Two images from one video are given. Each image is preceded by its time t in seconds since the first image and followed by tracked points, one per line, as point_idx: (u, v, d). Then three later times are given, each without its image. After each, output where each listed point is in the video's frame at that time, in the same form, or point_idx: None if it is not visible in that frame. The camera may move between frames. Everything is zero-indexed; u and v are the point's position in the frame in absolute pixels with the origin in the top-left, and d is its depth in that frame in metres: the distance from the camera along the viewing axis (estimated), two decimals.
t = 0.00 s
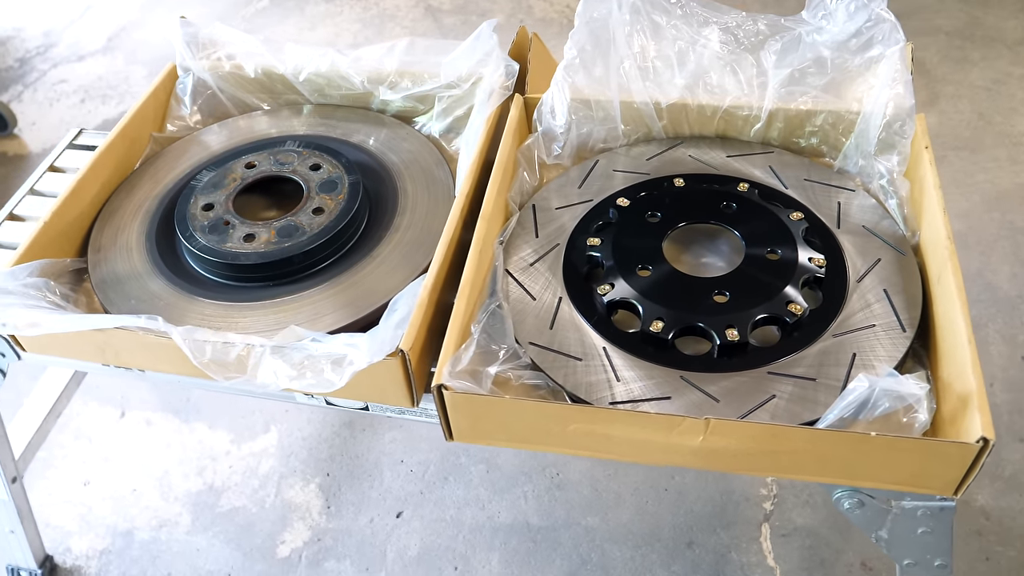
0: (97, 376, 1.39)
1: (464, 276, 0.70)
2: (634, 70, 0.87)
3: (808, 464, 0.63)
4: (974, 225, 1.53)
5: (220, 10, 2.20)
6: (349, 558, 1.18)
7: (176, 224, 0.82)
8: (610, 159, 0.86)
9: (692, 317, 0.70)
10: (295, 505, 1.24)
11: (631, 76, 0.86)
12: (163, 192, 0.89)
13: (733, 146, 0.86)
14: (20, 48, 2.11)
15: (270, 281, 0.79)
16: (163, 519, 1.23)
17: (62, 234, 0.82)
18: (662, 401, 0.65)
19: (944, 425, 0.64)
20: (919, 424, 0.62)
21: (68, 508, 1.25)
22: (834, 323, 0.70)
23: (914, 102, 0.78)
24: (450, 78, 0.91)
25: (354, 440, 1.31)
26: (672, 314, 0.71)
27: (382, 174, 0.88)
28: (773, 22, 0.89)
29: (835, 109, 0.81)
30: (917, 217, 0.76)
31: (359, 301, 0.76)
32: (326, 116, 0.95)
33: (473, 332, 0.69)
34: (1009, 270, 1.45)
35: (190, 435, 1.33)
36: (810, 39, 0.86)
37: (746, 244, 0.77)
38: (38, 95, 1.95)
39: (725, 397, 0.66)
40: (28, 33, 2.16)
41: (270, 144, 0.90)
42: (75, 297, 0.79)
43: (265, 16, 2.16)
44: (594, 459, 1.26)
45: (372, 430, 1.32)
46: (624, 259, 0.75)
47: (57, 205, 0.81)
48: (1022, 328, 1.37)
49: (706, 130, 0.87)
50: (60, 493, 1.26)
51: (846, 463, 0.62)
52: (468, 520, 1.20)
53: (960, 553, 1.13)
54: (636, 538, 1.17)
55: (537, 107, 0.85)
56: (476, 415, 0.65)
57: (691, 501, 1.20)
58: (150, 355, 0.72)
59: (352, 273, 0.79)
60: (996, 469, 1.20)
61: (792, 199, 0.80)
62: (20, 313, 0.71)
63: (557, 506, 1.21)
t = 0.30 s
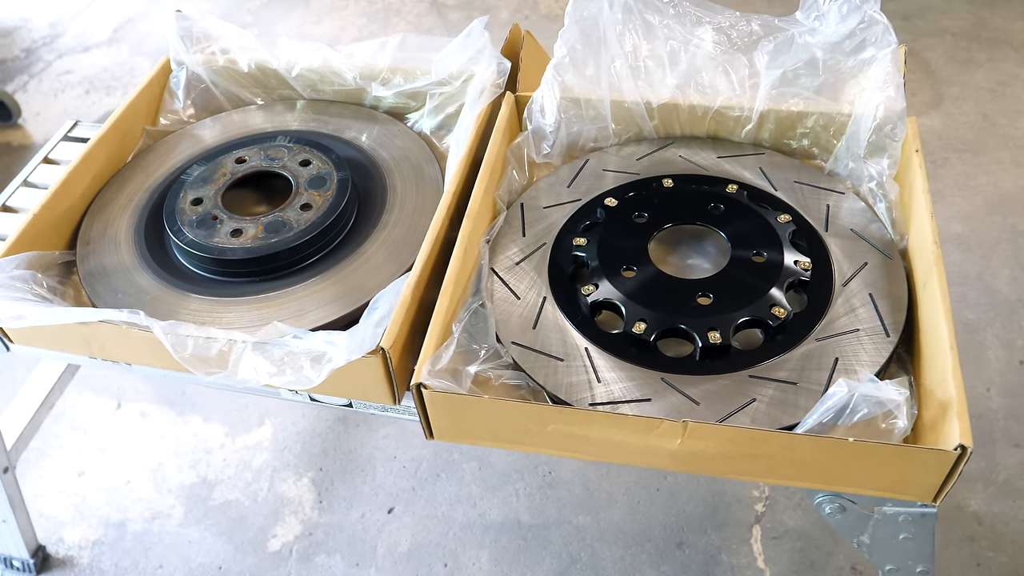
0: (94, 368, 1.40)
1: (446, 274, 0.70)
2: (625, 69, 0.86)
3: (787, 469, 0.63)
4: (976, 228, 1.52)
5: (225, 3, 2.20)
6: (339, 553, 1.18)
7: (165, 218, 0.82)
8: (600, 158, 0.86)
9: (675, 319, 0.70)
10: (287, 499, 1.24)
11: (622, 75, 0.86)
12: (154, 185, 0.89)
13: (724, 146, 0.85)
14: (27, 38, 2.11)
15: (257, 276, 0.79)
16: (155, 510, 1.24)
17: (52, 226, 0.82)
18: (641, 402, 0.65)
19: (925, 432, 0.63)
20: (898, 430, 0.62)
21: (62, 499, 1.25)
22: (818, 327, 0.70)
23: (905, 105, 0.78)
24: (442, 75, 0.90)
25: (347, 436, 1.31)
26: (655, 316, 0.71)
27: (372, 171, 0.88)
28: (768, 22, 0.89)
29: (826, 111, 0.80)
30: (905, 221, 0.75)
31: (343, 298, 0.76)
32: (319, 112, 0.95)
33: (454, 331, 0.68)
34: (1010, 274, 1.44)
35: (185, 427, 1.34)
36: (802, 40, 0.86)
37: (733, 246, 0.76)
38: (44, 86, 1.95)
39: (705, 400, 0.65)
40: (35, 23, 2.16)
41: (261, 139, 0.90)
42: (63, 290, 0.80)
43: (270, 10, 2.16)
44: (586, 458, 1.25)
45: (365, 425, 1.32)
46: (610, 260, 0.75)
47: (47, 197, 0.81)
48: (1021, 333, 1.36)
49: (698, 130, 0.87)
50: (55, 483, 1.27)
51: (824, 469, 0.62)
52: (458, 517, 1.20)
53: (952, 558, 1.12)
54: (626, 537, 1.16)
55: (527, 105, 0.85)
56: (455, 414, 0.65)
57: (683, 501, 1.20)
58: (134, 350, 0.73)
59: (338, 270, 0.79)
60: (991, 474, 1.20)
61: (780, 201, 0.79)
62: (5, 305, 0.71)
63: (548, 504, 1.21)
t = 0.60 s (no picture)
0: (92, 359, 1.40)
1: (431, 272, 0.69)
2: (617, 68, 0.86)
3: (767, 472, 0.62)
4: (978, 230, 1.50)
5: None
6: (331, 547, 1.18)
7: (155, 212, 0.82)
8: (591, 157, 0.86)
9: (659, 320, 0.70)
10: (281, 493, 1.25)
11: (614, 74, 0.86)
12: (146, 179, 0.89)
13: (717, 146, 0.85)
14: (34, 29, 2.12)
15: (245, 272, 0.79)
16: (150, 502, 1.24)
17: (43, 219, 0.82)
18: (623, 403, 0.65)
19: (907, 437, 0.63)
20: (880, 435, 0.61)
21: (58, 489, 1.26)
22: (803, 330, 0.69)
23: (899, 107, 0.77)
24: (434, 72, 0.90)
25: (342, 430, 1.31)
26: (639, 317, 0.70)
27: (363, 167, 0.88)
28: (762, 22, 0.88)
29: (819, 112, 0.80)
30: (895, 224, 0.75)
31: (330, 294, 0.76)
32: (313, 108, 0.95)
33: (437, 330, 0.68)
34: (1011, 277, 1.43)
35: (181, 420, 1.34)
36: (796, 40, 0.85)
37: (720, 246, 0.76)
38: (49, 77, 1.96)
39: (687, 402, 0.65)
40: (43, 15, 2.17)
41: (254, 134, 0.90)
42: (53, 283, 0.80)
43: (275, 4, 2.16)
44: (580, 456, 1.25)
45: (360, 420, 1.32)
46: (597, 259, 0.75)
47: (39, 190, 0.81)
48: (1021, 337, 1.35)
49: (690, 130, 0.86)
50: (51, 473, 1.28)
51: (805, 473, 0.61)
52: (451, 514, 1.21)
53: (944, 563, 1.12)
54: (618, 536, 1.16)
55: (519, 103, 0.85)
56: (437, 412, 0.64)
57: (675, 501, 1.19)
58: (121, 343, 0.73)
59: (325, 266, 0.79)
60: (987, 479, 1.19)
61: (770, 202, 0.79)
62: None
63: (541, 502, 1.21)
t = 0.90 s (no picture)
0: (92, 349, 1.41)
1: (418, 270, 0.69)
2: (612, 67, 0.86)
3: (749, 477, 0.62)
4: (982, 233, 1.49)
5: None
6: (324, 542, 1.19)
7: (148, 206, 0.82)
8: (585, 156, 0.85)
9: (646, 321, 0.70)
10: (275, 486, 1.25)
11: (609, 72, 0.85)
12: (141, 171, 0.89)
13: (712, 147, 0.84)
14: (43, 20, 2.13)
15: (235, 266, 0.79)
16: (145, 493, 1.25)
17: (38, 210, 0.82)
18: (607, 405, 0.65)
19: (892, 443, 0.62)
20: (863, 442, 0.61)
21: (54, 478, 1.27)
22: (791, 334, 0.69)
23: (894, 110, 0.76)
24: (429, 68, 0.90)
25: (337, 425, 1.31)
26: (626, 318, 0.70)
27: (356, 163, 0.87)
28: (760, 22, 0.88)
29: (815, 113, 0.79)
30: (888, 228, 0.74)
31: (318, 291, 0.76)
32: (309, 102, 0.95)
33: (422, 328, 0.68)
34: (1014, 282, 1.42)
35: (178, 411, 1.35)
36: (792, 41, 0.85)
37: (709, 247, 0.75)
38: (57, 68, 1.96)
39: (671, 405, 0.65)
40: (52, 5, 2.18)
41: (249, 128, 0.90)
42: (45, 275, 0.80)
43: None
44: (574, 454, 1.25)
45: (356, 415, 1.32)
46: (586, 259, 0.74)
47: (33, 181, 0.81)
48: (1022, 342, 1.33)
49: (685, 130, 0.86)
50: (49, 462, 1.29)
51: (787, 478, 0.61)
52: (443, 510, 1.21)
53: (938, 569, 1.11)
54: (610, 536, 1.16)
55: (512, 101, 0.85)
56: (420, 410, 0.64)
57: (669, 502, 1.19)
58: (110, 337, 0.73)
59: (315, 262, 0.79)
60: (983, 485, 1.18)
61: (762, 204, 0.78)
62: None
63: (534, 500, 1.21)
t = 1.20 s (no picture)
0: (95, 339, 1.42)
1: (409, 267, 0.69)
2: (610, 66, 0.85)
3: (735, 480, 0.62)
4: (989, 238, 1.48)
5: None
6: (320, 536, 1.19)
7: (144, 198, 0.82)
8: (582, 155, 0.85)
9: (636, 322, 0.69)
10: (273, 480, 1.26)
11: (607, 71, 0.85)
12: (138, 163, 0.89)
13: (709, 147, 0.84)
14: (55, 11, 2.14)
15: (229, 260, 0.79)
16: (143, 484, 1.25)
17: (35, 201, 0.82)
18: (594, 406, 0.65)
19: (880, 450, 0.62)
20: (850, 448, 0.61)
21: (54, 467, 1.28)
22: (782, 337, 0.68)
23: (893, 112, 0.75)
24: (427, 65, 0.90)
25: (336, 419, 1.32)
26: (617, 318, 0.70)
27: (353, 158, 0.87)
28: (761, 23, 0.86)
29: (813, 115, 0.79)
30: (884, 232, 0.74)
31: (311, 286, 0.76)
32: (308, 97, 0.95)
33: (411, 325, 0.68)
34: (1021, 288, 1.40)
35: (179, 403, 1.35)
36: (793, 42, 0.83)
37: (703, 248, 0.75)
38: (67, 59, 1.98)
39: (659, 407, 0.65)
40: None
41: (247, 122, 0.90)
42: (40, 266, 0.80)
43: None
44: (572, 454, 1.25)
45: (355, 410, 1.32)
46: (579, 259, 0.74)
47: (31, 172, 0.81)
48: None
49: (683, 130, 0.85)
50: (50, 452, 1.30)
51: (773, 482, 0.61)
52: (440, 507, 1.21)
53: None
54: (606, 536, 1.16)
55: (510, 98, 0.85)
56: (407, 408, 0.64)
57: (665, 503, 1.18)
58: (102, 329, 0.73)
59: (308, 258, 0.79)
60: (983, 492, 1.17)
61: (758, 205, 0.78)
62: None
63: (530, 498, 1.21)
